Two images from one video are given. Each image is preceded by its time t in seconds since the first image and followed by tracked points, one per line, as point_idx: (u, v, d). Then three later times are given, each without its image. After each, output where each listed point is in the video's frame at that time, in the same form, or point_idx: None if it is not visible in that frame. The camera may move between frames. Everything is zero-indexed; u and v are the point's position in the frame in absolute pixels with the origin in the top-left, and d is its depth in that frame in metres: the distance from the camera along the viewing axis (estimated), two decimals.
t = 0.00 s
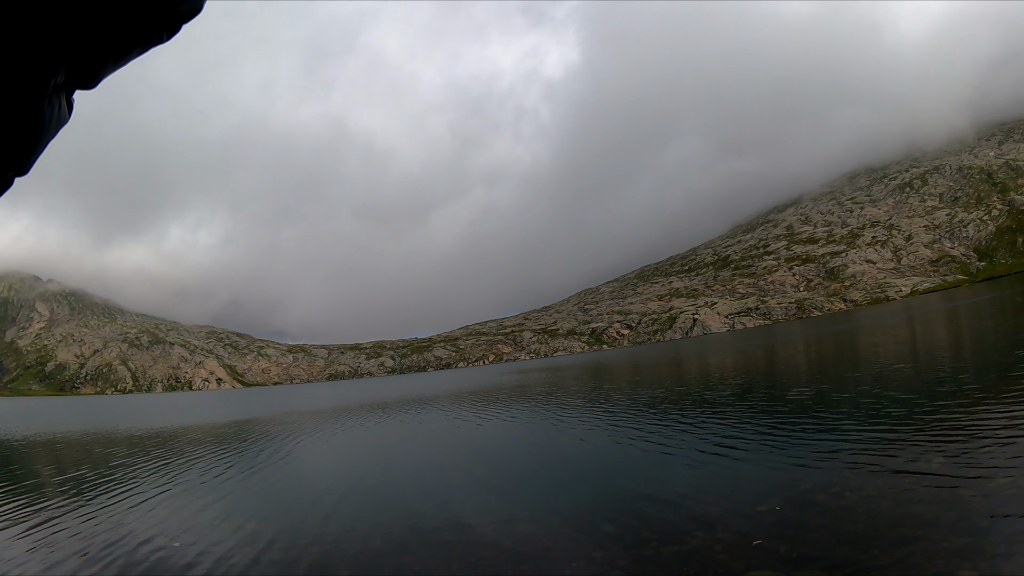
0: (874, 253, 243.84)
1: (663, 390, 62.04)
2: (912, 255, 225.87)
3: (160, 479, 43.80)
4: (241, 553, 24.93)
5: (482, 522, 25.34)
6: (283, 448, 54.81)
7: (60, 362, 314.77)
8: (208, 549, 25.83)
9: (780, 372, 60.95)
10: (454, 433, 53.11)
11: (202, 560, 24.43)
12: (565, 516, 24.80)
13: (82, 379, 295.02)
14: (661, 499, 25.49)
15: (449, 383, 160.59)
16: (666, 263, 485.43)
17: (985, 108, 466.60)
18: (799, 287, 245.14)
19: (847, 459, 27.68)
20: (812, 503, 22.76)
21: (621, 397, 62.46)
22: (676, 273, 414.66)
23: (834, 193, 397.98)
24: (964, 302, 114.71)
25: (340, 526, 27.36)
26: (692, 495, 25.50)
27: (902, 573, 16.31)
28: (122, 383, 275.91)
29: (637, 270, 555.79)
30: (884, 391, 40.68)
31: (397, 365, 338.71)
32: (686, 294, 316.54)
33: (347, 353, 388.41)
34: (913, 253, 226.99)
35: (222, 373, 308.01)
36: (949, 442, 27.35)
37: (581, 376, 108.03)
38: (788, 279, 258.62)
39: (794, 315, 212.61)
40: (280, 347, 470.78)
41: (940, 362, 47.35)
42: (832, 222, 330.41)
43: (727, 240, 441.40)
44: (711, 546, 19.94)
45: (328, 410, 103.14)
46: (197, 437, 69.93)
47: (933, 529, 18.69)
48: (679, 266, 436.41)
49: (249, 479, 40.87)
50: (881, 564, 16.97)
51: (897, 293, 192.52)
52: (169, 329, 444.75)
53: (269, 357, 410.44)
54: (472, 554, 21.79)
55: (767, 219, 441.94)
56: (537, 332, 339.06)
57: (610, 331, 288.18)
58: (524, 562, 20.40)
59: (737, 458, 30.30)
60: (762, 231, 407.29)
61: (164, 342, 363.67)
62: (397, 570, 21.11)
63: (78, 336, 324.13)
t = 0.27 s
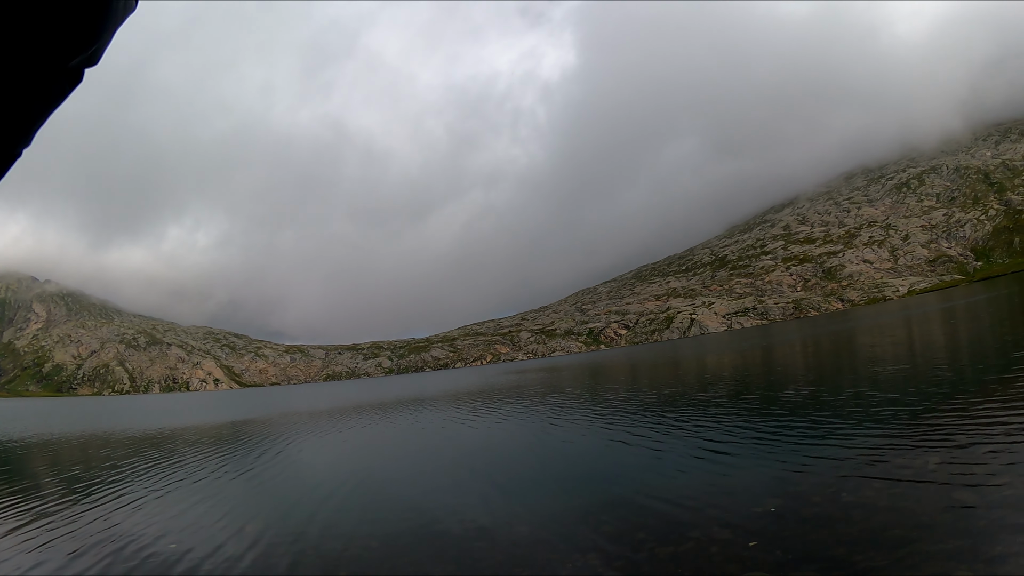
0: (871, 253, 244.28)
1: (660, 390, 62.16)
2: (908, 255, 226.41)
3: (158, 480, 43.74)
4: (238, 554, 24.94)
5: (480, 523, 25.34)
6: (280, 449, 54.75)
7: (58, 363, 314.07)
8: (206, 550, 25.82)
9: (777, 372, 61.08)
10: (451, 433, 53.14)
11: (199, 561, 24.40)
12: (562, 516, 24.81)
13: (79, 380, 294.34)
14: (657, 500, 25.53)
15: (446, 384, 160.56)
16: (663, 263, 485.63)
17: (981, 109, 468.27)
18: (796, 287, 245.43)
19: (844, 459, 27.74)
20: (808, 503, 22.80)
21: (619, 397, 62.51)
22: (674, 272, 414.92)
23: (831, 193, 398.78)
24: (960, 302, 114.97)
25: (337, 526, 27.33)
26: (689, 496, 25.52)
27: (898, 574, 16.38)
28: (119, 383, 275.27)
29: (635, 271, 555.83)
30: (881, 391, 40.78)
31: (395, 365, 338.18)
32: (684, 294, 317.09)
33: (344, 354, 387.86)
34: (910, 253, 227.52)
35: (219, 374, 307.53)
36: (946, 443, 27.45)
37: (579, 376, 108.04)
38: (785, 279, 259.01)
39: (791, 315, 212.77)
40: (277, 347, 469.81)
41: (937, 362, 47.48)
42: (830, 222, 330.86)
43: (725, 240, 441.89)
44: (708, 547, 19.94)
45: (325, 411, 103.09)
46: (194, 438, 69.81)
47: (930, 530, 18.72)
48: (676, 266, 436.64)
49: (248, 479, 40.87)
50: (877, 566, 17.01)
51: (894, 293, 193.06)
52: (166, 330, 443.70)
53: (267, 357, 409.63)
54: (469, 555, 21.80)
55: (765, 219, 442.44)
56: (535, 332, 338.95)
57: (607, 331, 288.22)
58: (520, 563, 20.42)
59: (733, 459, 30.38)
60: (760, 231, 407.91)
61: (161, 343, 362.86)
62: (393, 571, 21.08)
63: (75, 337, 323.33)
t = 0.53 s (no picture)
0: (869, 253, 244.69)
1: (657, 390, 62.32)
2: (906, 255, 226.97)
3: (157, 480, 43.67)
4: (237, 553, 24.93)
5: (480, 522, 25.34)
6: (277, 449, 54.69)
7: (54, 363, 313.05)
8: (205, 550, 25.80)
9: (775, 372, 61.25)
10: (448, 433, 53.13)
11: (198, 561, 24.37)
12: (559, 516, 24.84)
13: (76, 381, 293.57)
14: (656, 499, 25.55)
15: (444, 384, 160.44)
16: (661, 263, 485.87)
17: (977, 110, 469.70)
18: (793, 287, 245.78)
19: (842, 458, 27.80)
20: (804, 502, 22.89)
21: (616, 397, 62.52)
22: (671, 272, 415.24)
23: (828, 193, 399.71)
24: (956, 302, 115.14)
25: (337, 526, 27.29)
26: (688, 496, 25.54)
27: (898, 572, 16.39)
28: (116, 384, 274.25)
29: (632, 271, 555.75)
30: (878, 391, 40.92)
31: (392, 366, 337.93)
32: (681, 294, 317.48)
33: (341, 354, 387.26)
34: (907, 253, 228.02)
35: (217, 375, 307.46)
36: (946, 442, 27.46)
37: (577, 376, 108.01)
38: (782, 279, 259.38)
39: (788, 315, 213.12)
40: (275, 348, 468.87)
41: (935, 361, 47.79)
42: (826, 222, 331.56)
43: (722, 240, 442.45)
44: (706, 546, 20.00)
45: (322, 411, 102.83)
46: (193, 439, 69.71)
47: (929, 529, 18.76)
48: (674, 266, 437.25)
49: (247, 479, 40.80)
50: (874, 564, 17.11)
51: (891, 293, 193.72)
52: (162, 330, 442.44)
53: (264, 358, 409.16)
54: (468, 554, 21.78)
55: (762, 219, 443.30)
56: (532, 332, 338.72)
57: (605, 331, 288.24)
58: (518, 562, 20.46)
59: (731, 458, 30.48)
60: (757, 231, 408.56)
61: (158, 343, 361.99)
62: (392, 571, 21.03)
63: (71, 337, 322.18)
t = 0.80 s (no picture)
0: (865, 253, 245.21)
1: (654, 391, 62.39)
2: (901, 255, 227.63)
3: (154, 481, 43.47)
4: (236, 555, 24.86)
5: (478, 522, 25.35)
6: (275, 450, 54.57)
7: (50, 364, 311.92)
8: (204, 551, 25.79)
9: (772, 371, 61.32)
10: (446, 434, 53.13)
11: (196, 563, 24.29)
12: (557, 517, 24.80)
13: (72, 382, 292.65)
14: (655, 499, 25.49)
15: (440, 385, 160.18)
16: (657, 264, 486.31)
17: (970, 111, 472.02)
18: (789, 287, 246.24)
19: (840, 458, 27.85)
20: (802, 502, 22.91)
21: (614, 397, 62.56)
22: (667, 273, 415.78)
23: (824, 194, 400.70)
24: (952, 302, 115.53)
25: (335, 528, 27.14)
26: (686, 496, 25.54)
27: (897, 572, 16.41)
28: (112, 385, 273.38)
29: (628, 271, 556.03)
30: (875, 391, 41.01)
31: (389, 366, 337.21)
32: (677, 294, 317.95)
33: (337, 355, 386.54)
34: (903, 253, 228.73)
35: (213, 376, 306.78)
36: (944, 441, 27.52)
37: (573, 377, 107.94)
38: (779, 279, 259.83)
39: (784, 315, 213.53)
40: (271, 349, 467.78)
41: (932, 361, 47.88)
42: (822, 223, 332.48)
43: (718, 241, 443.17)
44: (704, 546, 20.02)
45: (319, 412, 102.64)
46: (190, 440, 69.48)
47: (928, 528, 18.79)
48: (670, 266, 437.81)
49: (245, 481, 40.66)
50: (873, 563, 17.12)
51: (887, 293, 194.28)
52: (158, 331, 441.15)
53: (260, 359, 408.21)
54: (466, 555, 21.76)
55: (758, 220, 444.21)
56: (528, 333, 338.25)
57: (601, 332, 288.21)
58: (516, 562, 20.46)
59: (729, 458, 30.51)
60: (753, 231, 409.41)
61: (154, 344, 360.79)
62: (391, 572, 20.98)
63: (66, 338, 321.22)
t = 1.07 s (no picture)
0: (860, 253, 246.18)
1: (650, 390, 62.55)
2: (896, 254, 228.60)
3: (150, 483, 43.39)
4: (233, 556, 24.82)
5: (477, 523, 25.34)
6: (272, 452, 54.44)
7: (45, 366, 310.40)
8: (200, 553, 25.75)
9: (767, 371, 61.50)
10: (443, 434, 53.12)
11: (193, 564, 24.33)
12: (555, 517, 24.79)
13: (68, 384, 291.32)
14: (652, 499, 25.56)
15: (437, 385, 160.23)
16: (653, 263, 487.20)
17: (965, 112, 474.55)
18: (785, 287, 246.94)
19: (837, 456, 27.90)
20: (799, 500, 22.93)
21: (611, 397, 62.64)
22: (663, 273, 416.53)
23: (820, 194, 402.40)
24: (945, 302, 116.04)
25: (331, 529, 27.16)
26: (683, 495, 25.55)
27: (894, 570, 16.47)
28: (107, 387, 272.20)
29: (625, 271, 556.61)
30: (871, 390, 41.16)
31: (385, 367, 336.67)
32: (674, 294, 318.55)
33: (334, 355, 385.81)
34: (898, 253, 229.68)
35: (209, 377, 305.80)
36: (940, 439, 27.63)
37: (569, 377, 108.02)
38: (774, 279, 260.62)
39: (780, 314, 214.21)
40: (267, 349, 466.54)
41: (926, 360, 48.11)
42: (818, 222, 333.66)
43: (713, 240, 444.43)
44: (702, 545, 20.04)
45: (316, 413, 102.44)
46: (186, 442, 69.27)
47: (925, 526, 18.86)
48: (666, 266, 438.79)
49: (240, 482, 40.52)
50: (872, 561, 17.16)
51: (882, 292, 195.18)
52: (153, 332, 439.30)
53: (255, 360, 407.08)
54: (465, 556, 21.72)
55: (754, 220, 445.79)
56: (525, 333, 338.56)
57: (597, 332, 288.51)
58: (514, 563, 20.41)
59: (726, 457, 30.56)
60: (749, 231, 410.66)
61: (150, 345, 359.40)
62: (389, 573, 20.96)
63: (61, 340, 319.69)
